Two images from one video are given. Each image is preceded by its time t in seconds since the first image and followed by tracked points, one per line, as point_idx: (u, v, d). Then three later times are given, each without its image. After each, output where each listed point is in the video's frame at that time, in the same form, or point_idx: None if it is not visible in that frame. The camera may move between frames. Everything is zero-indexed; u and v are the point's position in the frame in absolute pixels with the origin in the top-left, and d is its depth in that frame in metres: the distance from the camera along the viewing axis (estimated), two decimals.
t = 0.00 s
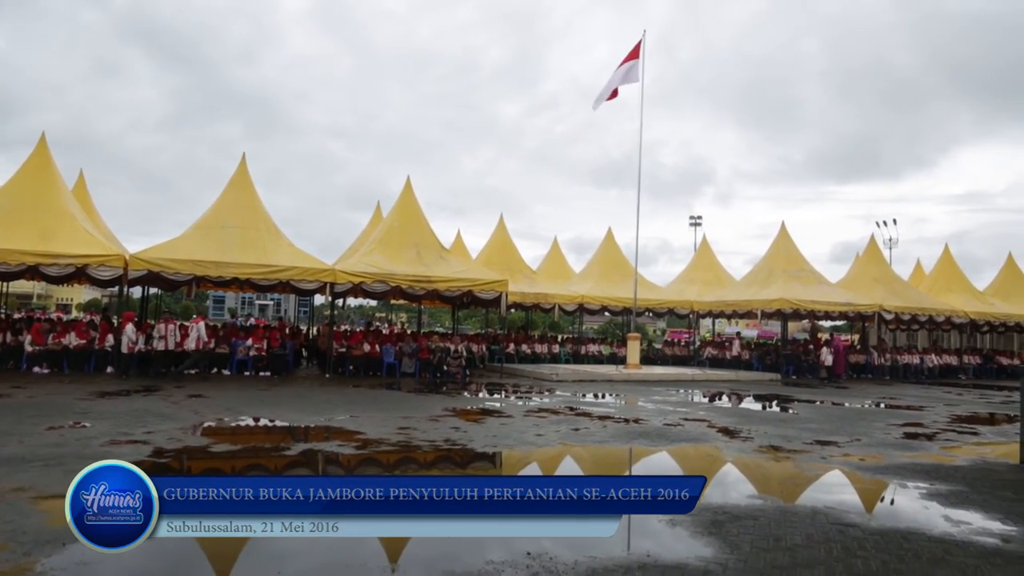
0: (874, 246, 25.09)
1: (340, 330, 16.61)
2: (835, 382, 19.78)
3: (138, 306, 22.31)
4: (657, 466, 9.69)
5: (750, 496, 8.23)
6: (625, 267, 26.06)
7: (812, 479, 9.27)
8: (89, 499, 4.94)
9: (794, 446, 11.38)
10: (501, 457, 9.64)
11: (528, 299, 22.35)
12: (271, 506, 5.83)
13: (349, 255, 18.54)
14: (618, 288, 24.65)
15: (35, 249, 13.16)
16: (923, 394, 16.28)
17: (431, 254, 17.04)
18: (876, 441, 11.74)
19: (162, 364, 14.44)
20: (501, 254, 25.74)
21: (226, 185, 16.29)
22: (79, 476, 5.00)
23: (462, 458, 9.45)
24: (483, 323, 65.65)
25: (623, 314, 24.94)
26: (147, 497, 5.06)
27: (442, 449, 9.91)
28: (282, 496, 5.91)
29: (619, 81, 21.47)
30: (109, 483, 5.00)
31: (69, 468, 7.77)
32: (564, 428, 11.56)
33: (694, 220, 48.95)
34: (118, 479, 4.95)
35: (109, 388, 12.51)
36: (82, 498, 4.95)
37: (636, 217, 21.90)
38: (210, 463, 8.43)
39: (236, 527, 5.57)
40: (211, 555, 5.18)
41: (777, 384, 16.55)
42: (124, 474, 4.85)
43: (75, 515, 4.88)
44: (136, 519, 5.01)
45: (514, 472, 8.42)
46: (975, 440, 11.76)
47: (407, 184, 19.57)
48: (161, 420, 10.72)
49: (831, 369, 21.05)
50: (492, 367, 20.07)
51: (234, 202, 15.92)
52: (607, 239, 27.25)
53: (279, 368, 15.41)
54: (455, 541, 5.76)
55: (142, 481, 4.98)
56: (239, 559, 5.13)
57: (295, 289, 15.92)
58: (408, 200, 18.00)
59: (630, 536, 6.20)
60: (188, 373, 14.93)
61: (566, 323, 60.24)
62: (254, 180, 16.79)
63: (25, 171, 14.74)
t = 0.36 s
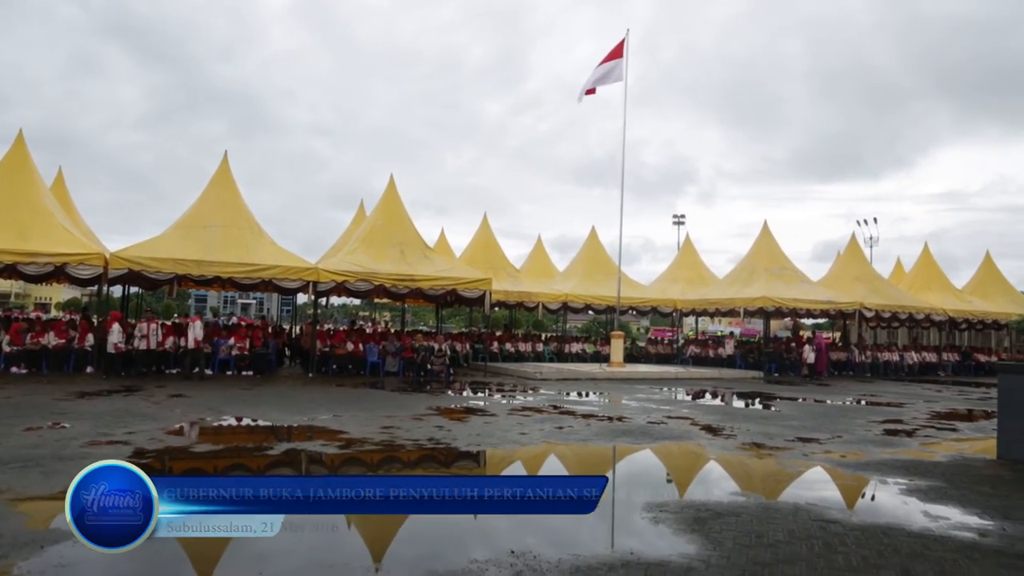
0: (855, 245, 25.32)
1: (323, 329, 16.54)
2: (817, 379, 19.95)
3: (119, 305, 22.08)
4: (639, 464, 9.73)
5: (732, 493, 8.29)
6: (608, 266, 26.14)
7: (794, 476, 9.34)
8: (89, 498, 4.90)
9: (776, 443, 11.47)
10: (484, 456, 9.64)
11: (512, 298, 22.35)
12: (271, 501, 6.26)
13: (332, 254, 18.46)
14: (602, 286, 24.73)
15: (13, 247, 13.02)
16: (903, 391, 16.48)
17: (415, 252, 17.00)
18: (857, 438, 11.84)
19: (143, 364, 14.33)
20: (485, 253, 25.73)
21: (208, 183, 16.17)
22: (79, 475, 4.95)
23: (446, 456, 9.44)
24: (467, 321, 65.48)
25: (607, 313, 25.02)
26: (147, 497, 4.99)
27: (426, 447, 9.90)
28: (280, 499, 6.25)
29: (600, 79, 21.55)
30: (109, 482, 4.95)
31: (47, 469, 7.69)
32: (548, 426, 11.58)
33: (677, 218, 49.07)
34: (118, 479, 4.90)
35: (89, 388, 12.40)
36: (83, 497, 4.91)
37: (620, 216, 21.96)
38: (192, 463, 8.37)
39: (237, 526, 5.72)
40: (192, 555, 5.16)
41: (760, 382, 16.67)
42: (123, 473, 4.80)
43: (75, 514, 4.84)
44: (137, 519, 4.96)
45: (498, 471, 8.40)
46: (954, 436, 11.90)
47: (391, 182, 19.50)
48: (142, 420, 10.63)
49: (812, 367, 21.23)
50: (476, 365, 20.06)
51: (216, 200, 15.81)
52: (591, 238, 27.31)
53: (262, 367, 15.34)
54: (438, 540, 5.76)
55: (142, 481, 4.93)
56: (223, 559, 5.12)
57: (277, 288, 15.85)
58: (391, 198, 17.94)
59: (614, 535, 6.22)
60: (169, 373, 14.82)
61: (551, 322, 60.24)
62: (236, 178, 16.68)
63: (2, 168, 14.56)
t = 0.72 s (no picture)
0: (842, 245, 25.48)
1: (311, 328, 16.48)
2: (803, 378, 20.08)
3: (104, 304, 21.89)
4: (627, 463, 9.76)
5: (719, 492, 8.32)
6: (596, 265, 26.19)
7: (781, 475, 9.39)
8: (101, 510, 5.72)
9: (763, 442, 11.53)
10: (472, 455, 9.64)
11: (500, 297, 22.34)
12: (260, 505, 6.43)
13: (320, 253, 18.39)
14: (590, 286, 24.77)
15: None
16: (888, 390, 16.60)
17: (403, 251, 16.98)
18: (843, 437, 11.92)
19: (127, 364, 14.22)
20: (473, 252, 25.73)
21: (195, 181, 16.08)
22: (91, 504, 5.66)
23: (433, 456, 9.43)
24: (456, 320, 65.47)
25: (595, 312, 25.07)
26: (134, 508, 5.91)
27: (413, 447, 9.89)
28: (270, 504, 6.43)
29: (580, 79, 21.76)
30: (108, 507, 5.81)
31: (29, 469, 7.62)
32: (536, 425, 11.59)
33: (665, 216, 49.31)
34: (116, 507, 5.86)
35: (73, 387, 12.31)
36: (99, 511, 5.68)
37: (608, 215, 22.00)
38: (178, 463, 8.33)
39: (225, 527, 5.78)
40: (178, 555, 5.15)
41: (747, 381, 16.74)
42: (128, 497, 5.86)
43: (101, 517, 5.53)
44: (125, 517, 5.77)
45: (487, 471, 8.38)
46: (937, 435, 12.00)
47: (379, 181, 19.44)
48: (128, 420, 10.56)
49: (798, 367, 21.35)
50: (464, 365, 20.04)
51: (203, 198, 15.73)
52: (579, 237, 27.36)
53: (249, 366, 15.28)
54: (424, 540, 5.76)
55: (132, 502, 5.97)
56: (209, 559, 5.11)
57: (264, 287, 15.78)
58: (380, 197, 17.90)
59: (602, 534, 6.25)
60: (155, 373, 14.76)
61: (540, 321, 60.23)
62: (223, 176, 16.60)
63: None
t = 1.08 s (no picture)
0: (831, 245, 25.61)
1: (301, 328, 16.42)
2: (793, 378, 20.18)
3: (93, 303, 21.77)
4: (617, 462, 9.77)
5: (709, 491, 8.35)
6: (586, 265, 26.23)
7: (770, 474, 9.43)
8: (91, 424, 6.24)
9: (752, 442, 11.57)
10: (462, 455, 9.63)
11: (491, 297, 22.33)
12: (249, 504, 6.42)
13: (310, 252, 18.34)
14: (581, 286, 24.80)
15: None
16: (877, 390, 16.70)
17: (393, 251, 16.96)
18: (832, 436, 11.98)
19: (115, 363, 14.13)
20: (463, 252, 25.71)
21: (185, 180, 16.00)
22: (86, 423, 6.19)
23: (423, 456, 9.42)
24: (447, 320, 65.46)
25: (585, 311, 25.12)
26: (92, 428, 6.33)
27: (403, 446, 9.88)
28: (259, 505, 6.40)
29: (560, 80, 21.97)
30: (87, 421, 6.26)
31: (15, 469, 7.55)
32: (527, 425, 11.60)
33: (656, 216, 49.47)
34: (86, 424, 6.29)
35: (61, 387, 12.22)
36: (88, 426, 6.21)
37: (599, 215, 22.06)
38: (167, 463, 8.29)
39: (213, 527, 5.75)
40: (167, 555, 5.13)
41: (737, 381, 16.82)
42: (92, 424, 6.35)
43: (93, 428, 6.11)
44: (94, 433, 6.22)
45: (478, 471, 8.37)
46: (925, 435, 12.08)
47: (370, 180, 19.40)
48: (116, 420, 10.50)
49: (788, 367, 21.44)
50: (455, 365, 20.03)
51: (192, 197, 15.66)
52: (569, 237, 27.41)
53: (238, 366, 15.22)
54: (415, 540, 5.75)
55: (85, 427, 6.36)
56: (199, 559, 5.10)
57: (254, 286, 15.72)
58: (370, 196, 17.86)
59: (593, 533, 6.27)
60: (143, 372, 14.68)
61: (530, 320, 60.26)
62: (213, 175, 16.53)
63: None
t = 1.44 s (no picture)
0: (828, 245, 25.65)
1: (298, 327, 16.39)
2: (790, 378, 20.20)
3: (89, 303, 21.71)
4: (615, 462, 9.77)
5: (707, 490, 8.35)
6: (583, 265, 26.24)
7: (767, 474, 9.43)
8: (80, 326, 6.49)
9: (749, 441, 11.57)
10: (460, 454, 9.62)
11: (488, 296, 22.31)
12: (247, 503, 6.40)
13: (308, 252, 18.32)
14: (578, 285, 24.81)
15: None
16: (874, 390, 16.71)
17: (391, 251, 16.95)
18: (829, 436, 11.99)
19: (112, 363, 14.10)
20: (461, 252, 25.71)
21: (182, 179, 15.98)
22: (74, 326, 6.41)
23: (421, 455, 9.41)
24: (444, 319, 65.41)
25: (582, 311, 25.13)
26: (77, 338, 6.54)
27: (401, 446, 9.87)
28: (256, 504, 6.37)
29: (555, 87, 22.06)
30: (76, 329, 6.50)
31: (11, 469, 7.53)
32: (524, 424, 11.60)
33: (653, 216, 49.58)
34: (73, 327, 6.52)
35: (58, 387, 12.20)
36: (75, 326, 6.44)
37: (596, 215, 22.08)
38: (164, 462, 8.28)
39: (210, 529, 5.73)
40: (164, 555, 5.12)
41: (734, 381, 16.83)
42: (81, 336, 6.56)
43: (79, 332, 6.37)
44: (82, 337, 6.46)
45: (476, 470, 8.36)
46: (922, 434, 12.09)
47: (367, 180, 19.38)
48: (113, 420, 10.48)
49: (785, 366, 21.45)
50: (452, 364, 20.02)
51: (190, 196, 15.64)
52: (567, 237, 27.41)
53: (236, 366, 15.19)
54: (413, 539, 5.75)
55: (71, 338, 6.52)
56: (197, 559, 5.09)
57: (251, 286, 15.69)
58: (367, 196, 17.84)
59: (591, 533, 6.26)
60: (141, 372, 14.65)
61: (528, 320, 60.26)
62: (210, 174, 16.50)
63: None
